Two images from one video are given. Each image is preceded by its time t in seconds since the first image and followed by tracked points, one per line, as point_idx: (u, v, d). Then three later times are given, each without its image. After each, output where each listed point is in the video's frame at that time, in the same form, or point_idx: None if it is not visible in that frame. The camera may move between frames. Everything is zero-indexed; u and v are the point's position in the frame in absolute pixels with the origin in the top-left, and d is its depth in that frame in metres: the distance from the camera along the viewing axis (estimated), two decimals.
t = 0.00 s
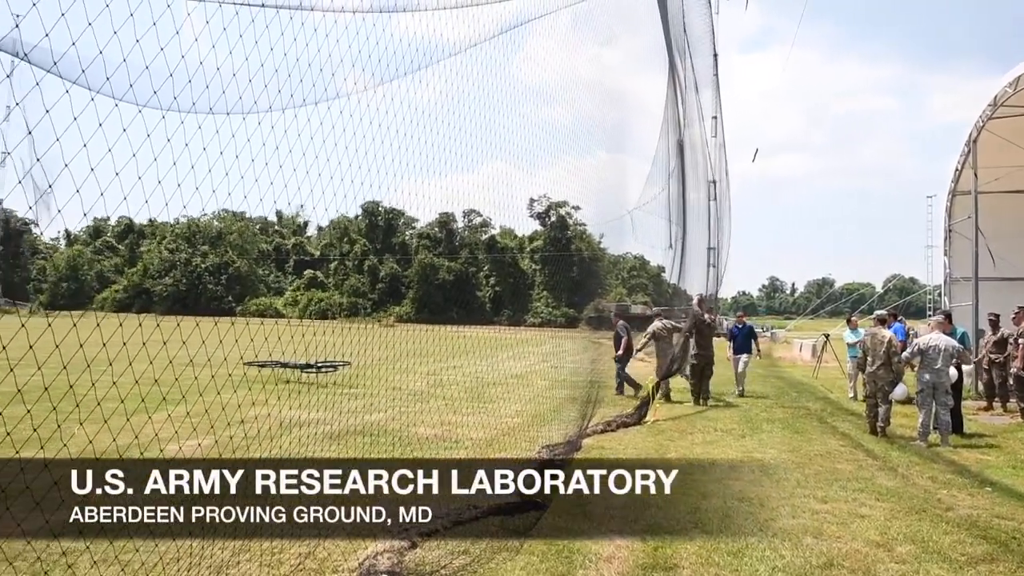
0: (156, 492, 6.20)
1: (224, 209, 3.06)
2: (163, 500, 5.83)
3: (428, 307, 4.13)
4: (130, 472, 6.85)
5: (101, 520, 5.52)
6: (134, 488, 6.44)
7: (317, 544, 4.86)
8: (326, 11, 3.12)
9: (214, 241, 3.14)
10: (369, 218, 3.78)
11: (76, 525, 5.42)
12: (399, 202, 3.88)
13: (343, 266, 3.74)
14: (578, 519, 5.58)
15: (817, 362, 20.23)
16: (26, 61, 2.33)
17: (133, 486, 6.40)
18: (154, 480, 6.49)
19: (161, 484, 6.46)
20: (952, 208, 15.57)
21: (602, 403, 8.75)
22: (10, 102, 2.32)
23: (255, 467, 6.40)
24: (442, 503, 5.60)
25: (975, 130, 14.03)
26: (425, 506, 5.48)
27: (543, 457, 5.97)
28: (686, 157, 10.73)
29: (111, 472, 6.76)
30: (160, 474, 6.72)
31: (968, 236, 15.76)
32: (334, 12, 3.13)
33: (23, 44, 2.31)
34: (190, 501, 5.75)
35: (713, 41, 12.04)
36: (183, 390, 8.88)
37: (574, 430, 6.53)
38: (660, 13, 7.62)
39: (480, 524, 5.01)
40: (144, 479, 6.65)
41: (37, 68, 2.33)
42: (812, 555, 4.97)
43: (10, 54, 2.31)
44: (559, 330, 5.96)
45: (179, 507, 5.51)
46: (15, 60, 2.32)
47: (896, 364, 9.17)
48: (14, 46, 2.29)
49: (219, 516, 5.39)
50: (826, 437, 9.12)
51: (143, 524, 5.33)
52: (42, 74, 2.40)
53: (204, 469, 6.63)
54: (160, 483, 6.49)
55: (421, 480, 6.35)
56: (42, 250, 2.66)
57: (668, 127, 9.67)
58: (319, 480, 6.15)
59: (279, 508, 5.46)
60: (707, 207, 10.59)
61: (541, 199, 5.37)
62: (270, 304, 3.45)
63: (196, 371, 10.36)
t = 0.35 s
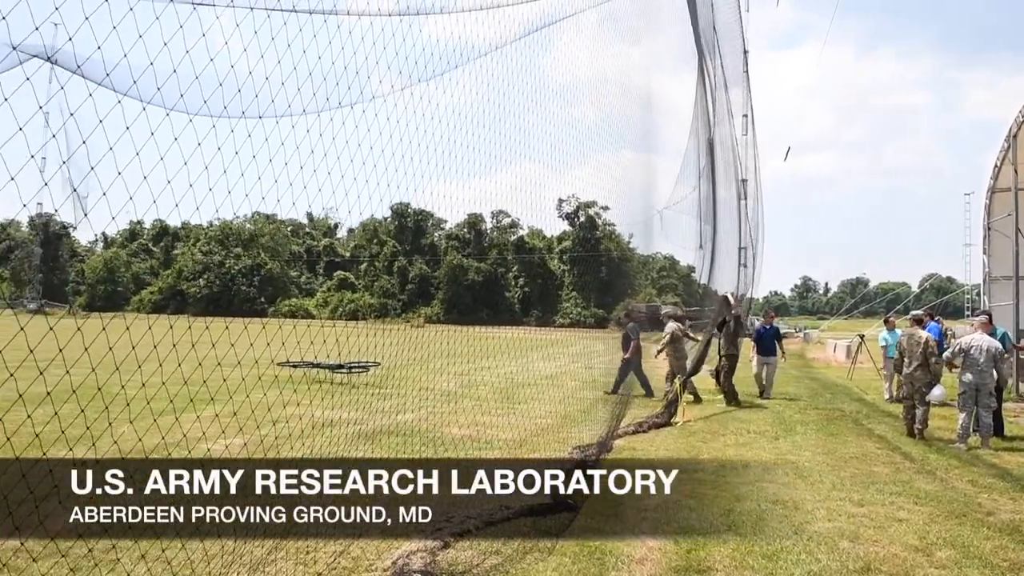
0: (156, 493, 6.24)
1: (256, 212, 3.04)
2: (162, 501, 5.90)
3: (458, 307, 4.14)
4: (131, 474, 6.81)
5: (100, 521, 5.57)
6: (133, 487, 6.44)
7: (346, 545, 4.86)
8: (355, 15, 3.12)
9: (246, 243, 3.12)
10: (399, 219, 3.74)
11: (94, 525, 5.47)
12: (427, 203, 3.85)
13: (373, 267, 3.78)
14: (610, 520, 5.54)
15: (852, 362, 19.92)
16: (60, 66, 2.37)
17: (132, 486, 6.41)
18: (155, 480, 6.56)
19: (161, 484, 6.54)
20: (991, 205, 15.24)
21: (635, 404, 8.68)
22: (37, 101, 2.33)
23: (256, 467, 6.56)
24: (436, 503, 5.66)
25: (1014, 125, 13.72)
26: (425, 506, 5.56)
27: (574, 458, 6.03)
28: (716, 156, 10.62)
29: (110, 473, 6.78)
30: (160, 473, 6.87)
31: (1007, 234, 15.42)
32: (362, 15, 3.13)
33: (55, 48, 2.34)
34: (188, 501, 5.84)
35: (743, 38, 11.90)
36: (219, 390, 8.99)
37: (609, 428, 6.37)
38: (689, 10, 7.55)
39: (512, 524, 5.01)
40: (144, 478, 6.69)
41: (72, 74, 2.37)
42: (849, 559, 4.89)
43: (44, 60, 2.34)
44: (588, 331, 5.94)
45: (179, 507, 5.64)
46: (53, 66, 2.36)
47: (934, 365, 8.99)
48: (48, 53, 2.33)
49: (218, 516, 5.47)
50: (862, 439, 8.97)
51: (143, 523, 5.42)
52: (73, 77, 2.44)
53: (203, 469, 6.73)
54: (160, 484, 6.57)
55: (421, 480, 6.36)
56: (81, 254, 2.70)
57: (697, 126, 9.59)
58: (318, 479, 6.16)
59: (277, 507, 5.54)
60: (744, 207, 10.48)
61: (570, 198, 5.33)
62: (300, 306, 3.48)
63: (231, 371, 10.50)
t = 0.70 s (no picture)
0: (155, 493, 6.40)
1: (286, 215, 3.09)
2: (163, 501, 6.09)
3: (484, 308, 4.16)
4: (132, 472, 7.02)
5: (101, 520, 5.71)
6: (133, 487, 6.68)
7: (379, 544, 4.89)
8: (382, 18, 3.13)
9: (276, 245, 3.18)
10: (426, 220, 3.73)
11: (91, 523, 5.60)
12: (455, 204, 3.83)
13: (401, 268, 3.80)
14: (641, 520, 5.51)
15: (887, 361, 19.58)
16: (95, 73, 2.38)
17: (133, 486, 6.66)
18: (154, 480, 6.76)
19: (162, 484, 6.72)
20: None
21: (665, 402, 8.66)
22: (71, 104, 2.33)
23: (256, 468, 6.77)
24: (437, 502, 5.68)
25: None
26: (425, 505, 5.59)
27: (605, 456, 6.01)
28: (745, 153, 10.52)
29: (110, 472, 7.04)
30: (161, 474, 7.12)
31: None
32: (390, 19, 3.14)
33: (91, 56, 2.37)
34: (189, 501, 6.01)
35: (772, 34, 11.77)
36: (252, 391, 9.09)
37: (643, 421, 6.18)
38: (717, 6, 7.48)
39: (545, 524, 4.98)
40: (143, 476, 6.96)
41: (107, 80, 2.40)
42: (886, 561, 4.81)
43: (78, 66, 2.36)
44: (616, 331, 5.94)
45: (179, 507, 5.86)
46: (89, 73, 2.37)
47: (970, 364, 8.82)
48: (84, 60, 2.35)
49: (218, 516, 5.63)
50: (897, 440, 8.82)
51: (144, 523, 5.61)
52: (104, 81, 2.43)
53: (199, 469, 6.97)
54: (160, 483, 6.74)
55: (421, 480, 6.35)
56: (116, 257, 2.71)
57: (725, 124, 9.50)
58: (318, 480, 6.30)
59: (277, 507, 5.66)
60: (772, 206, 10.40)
61: (598, 198, 5.30)
62: (329, 306, 3.51)
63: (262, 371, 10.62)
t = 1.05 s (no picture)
0: (155, 492, 6.49)
1: (314, 214, 3.10)
2: (163, 500, 6.15)
3: (512, 307, 4.15)
4: (134, 472, 7.20)
5: (100, 520, 5.75)
6: (133, 486, 6.78)
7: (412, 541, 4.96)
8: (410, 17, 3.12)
9: (305, 246, 3.15)
10: (454, 220, 3.75)
11: (92, 522, 5.67)
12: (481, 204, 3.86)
13: (428, 267, 3.77)
14: (671, 521, 5.48)
15: (921, 362, 19.26)
16: (126, 76, 2.40)
17: (132, 486, 6.74)
18: (154, 480, 6.84)
19: (162, 484, 6.81)
20: None
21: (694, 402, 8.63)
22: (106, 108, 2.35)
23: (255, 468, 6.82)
24: (438, 501, 5.70)
25: None
26: (423, 505, 5.63)
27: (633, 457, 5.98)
28: (775, 151, 10.42)
29: (110, 472, 7.18)
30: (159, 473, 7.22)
31: None
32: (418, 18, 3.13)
33: (122, 59, 2.38)
34: (188, 501, 6.10)
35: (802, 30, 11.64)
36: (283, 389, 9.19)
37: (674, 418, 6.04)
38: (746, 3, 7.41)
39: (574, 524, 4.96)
40: (143, 476, 7.04)
41: (138, 83, 2.41)
42: (921, 565, 4.72)
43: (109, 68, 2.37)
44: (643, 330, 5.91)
45: (179, 507, 5.93)
46: (120, 76, 2.39)
47: (1008, 364, 8.64)
48: (115, 62, 2.36)
49: (217, 516, 5.71)
50: (932, 441, 8.67)
51: (144, 523, 5.68)
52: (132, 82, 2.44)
53: (199, 469, 7.06)
54: (159, 483, 6.82)
55: (421, 480, 6.32)
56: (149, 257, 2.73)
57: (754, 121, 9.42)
58: (317, 480, 6.61)
59: (277, 507, 5.77)
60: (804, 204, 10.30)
61: (624, 196, 5.26)
62: (357, 305, 3.56)
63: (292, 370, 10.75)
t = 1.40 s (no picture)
0: (155, 492, 6.55)
1: (340, 213, 3.08)
2: (161, 501, 6.19)
3: (536, 305, 4.15)
4: (132, 472, 7.21)
5: (99, 519, 5.76)
6: (132, 486, 6.81)
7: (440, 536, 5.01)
8: (434, 16, 3.09)
9: (330, 244, 3.15)
10: (477, 219, 3.79)
11: (91, 521, 5.71)
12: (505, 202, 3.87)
13: (452, 266, 3.76)
14: (698, 521, 5.44)
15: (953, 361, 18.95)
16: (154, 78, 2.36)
17: (131, 486, 6.75)
18: (153, 480, 6.89)
19: (161, 483, 6.88)
20: None
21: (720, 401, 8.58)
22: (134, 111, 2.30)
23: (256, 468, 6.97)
24: (439, 502, 5.66)
25: None
26: (426, 504, 5.58)
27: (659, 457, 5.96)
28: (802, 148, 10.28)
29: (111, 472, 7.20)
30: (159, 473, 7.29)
31: None
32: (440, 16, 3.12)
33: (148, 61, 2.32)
34: (188, 501, 6.15)
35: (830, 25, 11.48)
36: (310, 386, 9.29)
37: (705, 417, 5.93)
38: None
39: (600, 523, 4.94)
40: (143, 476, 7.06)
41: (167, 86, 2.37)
42: (954, 568, 4.64)
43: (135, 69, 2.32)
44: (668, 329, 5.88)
45: (179, 507, 6.00)
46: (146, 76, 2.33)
47: None
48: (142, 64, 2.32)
49: (217, 516, 5.75)
50: (965, 442, 8.52)
51: (144, 522, 5.71)
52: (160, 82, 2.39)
53: (198, 469, 7.13)
54: (158, 483, 6.88)
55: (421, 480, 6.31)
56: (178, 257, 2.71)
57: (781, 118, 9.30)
58: (317, 480, 6.72)
59: (277, 507, 5.83)
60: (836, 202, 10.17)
61: (648, 194, 5.22)
62: (382, 304, 3.49)
63: (317, 367, 10.85)
